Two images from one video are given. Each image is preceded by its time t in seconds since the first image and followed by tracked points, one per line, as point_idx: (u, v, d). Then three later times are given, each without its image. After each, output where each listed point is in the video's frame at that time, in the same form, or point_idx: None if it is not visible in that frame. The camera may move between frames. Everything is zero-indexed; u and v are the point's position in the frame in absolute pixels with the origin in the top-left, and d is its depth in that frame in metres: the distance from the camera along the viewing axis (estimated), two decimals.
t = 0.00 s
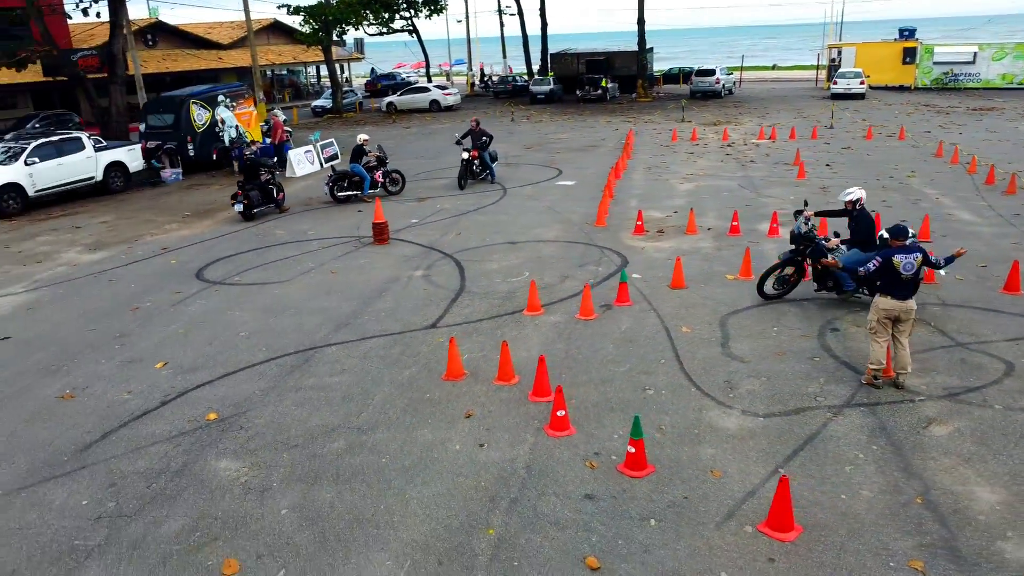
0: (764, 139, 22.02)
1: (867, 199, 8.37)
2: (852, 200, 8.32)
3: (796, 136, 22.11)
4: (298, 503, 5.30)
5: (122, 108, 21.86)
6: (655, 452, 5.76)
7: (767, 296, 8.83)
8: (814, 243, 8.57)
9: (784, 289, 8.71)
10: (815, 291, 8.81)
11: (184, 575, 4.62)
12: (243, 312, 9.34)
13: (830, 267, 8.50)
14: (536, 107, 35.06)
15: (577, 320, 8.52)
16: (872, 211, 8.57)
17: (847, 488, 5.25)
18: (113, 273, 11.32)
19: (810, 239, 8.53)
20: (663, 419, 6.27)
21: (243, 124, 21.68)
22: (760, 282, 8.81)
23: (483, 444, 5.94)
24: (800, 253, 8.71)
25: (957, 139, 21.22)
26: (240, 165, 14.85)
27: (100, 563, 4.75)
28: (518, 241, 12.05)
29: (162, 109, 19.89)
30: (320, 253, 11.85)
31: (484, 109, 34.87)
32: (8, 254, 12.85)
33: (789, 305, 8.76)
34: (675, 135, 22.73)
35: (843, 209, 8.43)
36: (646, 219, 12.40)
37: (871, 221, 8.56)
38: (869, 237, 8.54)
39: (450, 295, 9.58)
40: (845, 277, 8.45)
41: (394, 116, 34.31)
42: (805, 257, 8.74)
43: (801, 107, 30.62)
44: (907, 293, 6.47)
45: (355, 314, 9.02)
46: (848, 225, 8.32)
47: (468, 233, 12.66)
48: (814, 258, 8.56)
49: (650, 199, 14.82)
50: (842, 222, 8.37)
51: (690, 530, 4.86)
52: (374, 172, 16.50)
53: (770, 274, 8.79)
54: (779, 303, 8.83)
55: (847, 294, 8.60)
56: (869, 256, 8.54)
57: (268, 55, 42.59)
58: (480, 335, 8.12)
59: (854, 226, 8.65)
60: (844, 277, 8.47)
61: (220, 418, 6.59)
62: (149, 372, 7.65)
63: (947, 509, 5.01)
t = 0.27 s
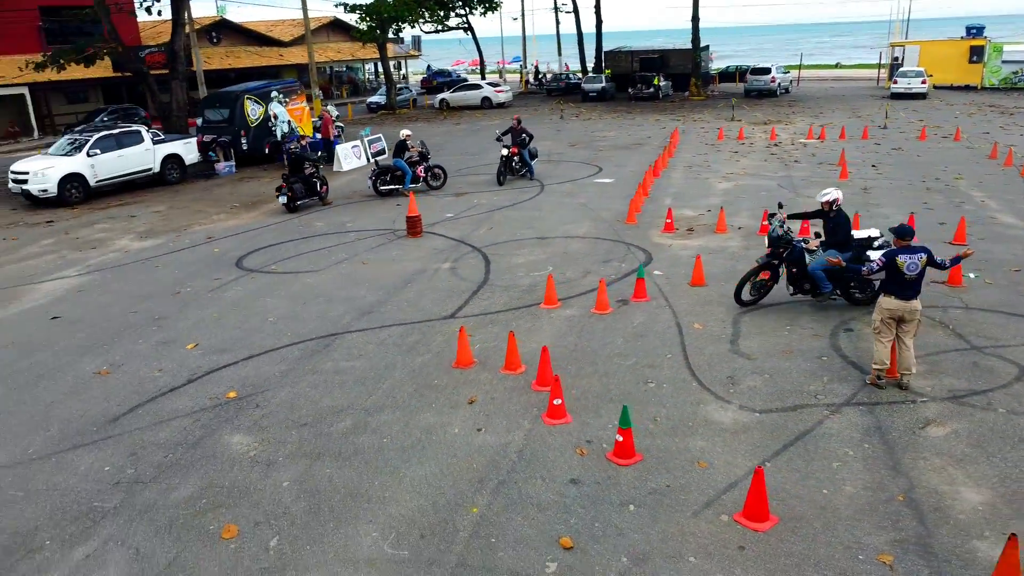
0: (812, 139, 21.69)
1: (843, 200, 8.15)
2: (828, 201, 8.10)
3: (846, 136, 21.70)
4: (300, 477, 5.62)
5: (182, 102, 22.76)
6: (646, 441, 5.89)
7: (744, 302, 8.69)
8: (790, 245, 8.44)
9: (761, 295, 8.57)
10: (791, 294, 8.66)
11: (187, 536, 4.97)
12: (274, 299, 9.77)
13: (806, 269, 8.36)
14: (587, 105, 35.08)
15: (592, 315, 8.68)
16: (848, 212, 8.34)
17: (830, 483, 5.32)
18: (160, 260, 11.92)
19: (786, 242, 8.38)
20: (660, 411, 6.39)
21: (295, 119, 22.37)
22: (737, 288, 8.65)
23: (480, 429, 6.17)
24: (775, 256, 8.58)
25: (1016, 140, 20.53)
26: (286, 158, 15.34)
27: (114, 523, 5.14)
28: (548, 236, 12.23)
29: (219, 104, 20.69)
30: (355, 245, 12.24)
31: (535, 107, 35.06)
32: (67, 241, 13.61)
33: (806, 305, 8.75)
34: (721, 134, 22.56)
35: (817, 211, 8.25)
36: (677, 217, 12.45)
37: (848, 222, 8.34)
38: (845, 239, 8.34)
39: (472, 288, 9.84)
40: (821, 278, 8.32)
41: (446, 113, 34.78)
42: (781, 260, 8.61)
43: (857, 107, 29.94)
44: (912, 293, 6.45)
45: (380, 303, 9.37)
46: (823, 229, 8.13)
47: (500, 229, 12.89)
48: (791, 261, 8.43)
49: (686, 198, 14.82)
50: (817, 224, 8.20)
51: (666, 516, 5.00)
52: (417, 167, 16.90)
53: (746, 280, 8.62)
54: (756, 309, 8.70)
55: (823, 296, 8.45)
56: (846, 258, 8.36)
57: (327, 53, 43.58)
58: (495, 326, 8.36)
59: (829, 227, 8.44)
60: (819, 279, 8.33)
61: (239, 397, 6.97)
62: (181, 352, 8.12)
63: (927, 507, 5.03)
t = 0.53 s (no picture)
0: (862, 139, 21.29)
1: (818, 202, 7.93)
2: (806, 203, 7.86)
3: (898, 137, 21.23)
4: (305, 452, 5.96)
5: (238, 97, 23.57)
6: (638, 431, 6.05)
7: (723, 309, 8.44)
8: (766, 248, 8.21)
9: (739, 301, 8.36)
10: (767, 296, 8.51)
11: (194, 502, 5.35)
12: (305, 286, 10.19)
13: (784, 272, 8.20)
14: (638, 103, 34.98)
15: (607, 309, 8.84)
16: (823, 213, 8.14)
17: (813, 477, 5.40)
18: (204, 248, 12.50)
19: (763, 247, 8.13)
20: (657, 402, 6.53)
21: (345, 114, 22.99)
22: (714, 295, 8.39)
23: (480, 414, 6.41)
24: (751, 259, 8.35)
25: None
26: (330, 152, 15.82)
27: (132, 487, 5.56)
28: (577, 232, 12.39)
29: (272, 100, 21.41)
30: (388, 237, 12.62)
31: (585, 104, 35.12)
32: (122, 229, 14.35)
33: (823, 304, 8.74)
34: (768, 134, 22.31)
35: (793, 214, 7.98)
36: (707, 215, 12.47)
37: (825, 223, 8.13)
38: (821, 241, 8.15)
39: (495, 280, 10.09)
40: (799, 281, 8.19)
41: (497, 110, 35.11)
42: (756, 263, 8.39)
43: (917, 107, 29.17)
44: (915, 293, 6.43)
45: (404, 293, 9.69)
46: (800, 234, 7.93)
47: (531, 224, 13.11)
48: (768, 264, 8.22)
49: (722, 197, 14.79)
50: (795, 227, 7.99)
51: (645, 502, 5.16)
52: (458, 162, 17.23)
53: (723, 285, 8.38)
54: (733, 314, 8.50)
55: (800, 298, 8.34)
56: (822, 259, 8.21)
57: (384, 50, 44.39)
58: (510, 317, 8.59)
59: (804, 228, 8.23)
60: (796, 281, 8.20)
61: (259, 377, 7.36)
62: (212, 335, 8.58)
63: (907, 503, 5.07)
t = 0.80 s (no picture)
0: (914, 140, 20.82)
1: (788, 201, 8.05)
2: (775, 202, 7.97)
3: (952, 137, 20.70)
4: (313, 429, 6.29)
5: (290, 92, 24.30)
6: (632, 420, 6.21)
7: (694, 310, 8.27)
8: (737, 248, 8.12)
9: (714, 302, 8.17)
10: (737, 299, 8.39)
11: (205, 470, 5.73)
12: (335, 275, 10.58)
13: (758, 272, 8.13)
14: (690, 101, 34.73)
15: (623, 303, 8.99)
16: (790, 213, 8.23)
17: (797, 469, 5.49)
18: (246, 238, 13.04)
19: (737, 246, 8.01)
20: (655, 394, 6.68)
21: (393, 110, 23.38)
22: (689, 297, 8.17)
23: (482, 399, 6.66)
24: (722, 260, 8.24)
25: None
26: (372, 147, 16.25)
27: (151, 454, 5.97)
28: (606, 228, 12.53)
29: (322, 96, 22.01)
30: (422, 230, 12.96)
31: (635, 102, 35.05)
32: (173, 218, 15.02)
33: (840, 304, 8.73)
34: (817, 133, 22.00)
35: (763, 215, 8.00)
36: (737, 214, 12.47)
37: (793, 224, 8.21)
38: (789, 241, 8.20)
39: (518, 273, 10.33)
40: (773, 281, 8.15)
41: (547, 107, 35.31)
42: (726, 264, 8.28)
43: (978, 107, 28.30)
44: (918, 292, 6.43)
45: (428, 284, 10.01)
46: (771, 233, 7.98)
47: (562, 219, 13.30)
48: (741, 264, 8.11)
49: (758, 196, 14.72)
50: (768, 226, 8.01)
51: (627, 487, 5.34)
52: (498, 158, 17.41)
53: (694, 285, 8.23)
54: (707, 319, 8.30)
55: (772, 299, 8.31)
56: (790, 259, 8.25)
57: (439, 47, 44.98)
58: (526, 309, 8.81)
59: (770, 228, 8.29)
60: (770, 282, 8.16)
61: (280, 358, 7.74)
62: (243, 318, 9.03)
63: (885, 498, 5.13)
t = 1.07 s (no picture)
0: (969, 141, 20.27)
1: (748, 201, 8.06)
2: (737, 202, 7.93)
3: (1010, 138, 20.07)
4: (323, 408, 6.63)
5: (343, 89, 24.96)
6: (627, 411, 6.37)
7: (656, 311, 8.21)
8: (698, 248, 8.09)
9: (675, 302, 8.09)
10: (701, 301, 8.31)
11: (220, 443, 6.12)
12: (366, 266, 10.96)
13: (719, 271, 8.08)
14: (743, 100, 34.33)
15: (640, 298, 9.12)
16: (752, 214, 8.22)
17: (783, 463, 5.58)
18: (288, 229, 13.55)
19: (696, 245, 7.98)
20: (655, 386, 6.82)
21: (441, 107, 23.61)
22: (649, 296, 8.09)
23: (486, 386, 6.89)
24: (683, 261, 8.19)
25: None
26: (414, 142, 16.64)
27: (172, 427, 6.39)
28: (636, 225, 12.63)
29: (372, 92, 22.53)
30: (455, 224, 13.27)
31: (688, 100, 34.80)
32: (222, 208, 15.67)
33: (858, 305, 8.70)
34: (867, 133, 21.58)
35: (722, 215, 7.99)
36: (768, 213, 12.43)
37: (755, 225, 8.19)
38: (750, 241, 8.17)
39: (541, 268, 10.54)
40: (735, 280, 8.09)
41: (599, 104, 35.32)
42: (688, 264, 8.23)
43: None
44: (922, 292, 6.41)
45: (453, 276, 10.29)
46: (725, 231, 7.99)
47: (594, 216, 13.44)
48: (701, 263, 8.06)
49: (795, 195, 14.60)
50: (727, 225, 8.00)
51: (612, 473, 5.52)
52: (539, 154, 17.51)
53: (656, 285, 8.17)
54: (670, 320, 8.21)
55: (736, 299, 8.23)
56: (753, 260, 8.19)
57: (494, 44, 45.35)
58: (543, 302, 9.02)
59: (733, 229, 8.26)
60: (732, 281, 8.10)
61: (303, 342, 8.13)
62: (273, 304, 9.47)
63: (865, 493, 5.20)
